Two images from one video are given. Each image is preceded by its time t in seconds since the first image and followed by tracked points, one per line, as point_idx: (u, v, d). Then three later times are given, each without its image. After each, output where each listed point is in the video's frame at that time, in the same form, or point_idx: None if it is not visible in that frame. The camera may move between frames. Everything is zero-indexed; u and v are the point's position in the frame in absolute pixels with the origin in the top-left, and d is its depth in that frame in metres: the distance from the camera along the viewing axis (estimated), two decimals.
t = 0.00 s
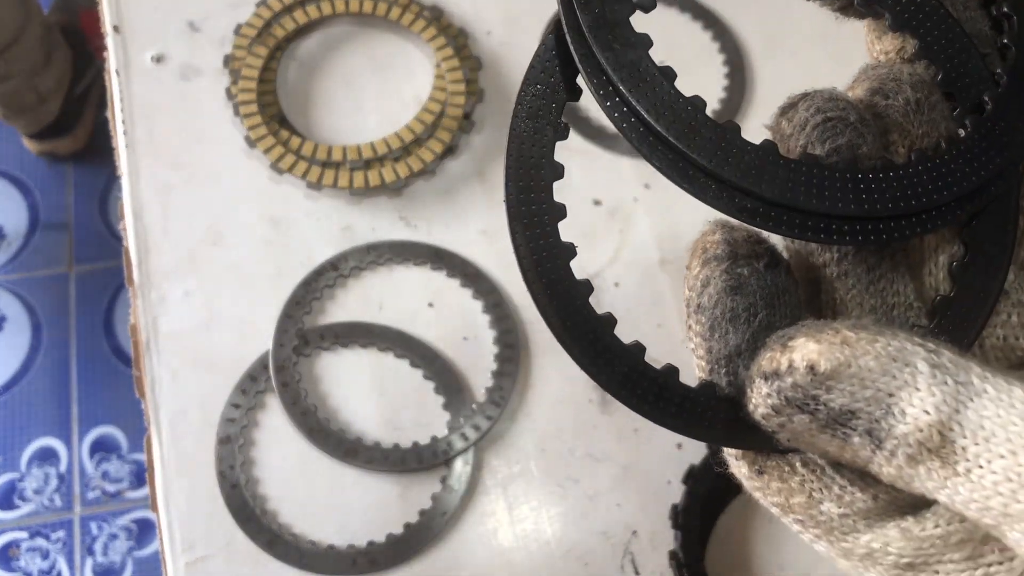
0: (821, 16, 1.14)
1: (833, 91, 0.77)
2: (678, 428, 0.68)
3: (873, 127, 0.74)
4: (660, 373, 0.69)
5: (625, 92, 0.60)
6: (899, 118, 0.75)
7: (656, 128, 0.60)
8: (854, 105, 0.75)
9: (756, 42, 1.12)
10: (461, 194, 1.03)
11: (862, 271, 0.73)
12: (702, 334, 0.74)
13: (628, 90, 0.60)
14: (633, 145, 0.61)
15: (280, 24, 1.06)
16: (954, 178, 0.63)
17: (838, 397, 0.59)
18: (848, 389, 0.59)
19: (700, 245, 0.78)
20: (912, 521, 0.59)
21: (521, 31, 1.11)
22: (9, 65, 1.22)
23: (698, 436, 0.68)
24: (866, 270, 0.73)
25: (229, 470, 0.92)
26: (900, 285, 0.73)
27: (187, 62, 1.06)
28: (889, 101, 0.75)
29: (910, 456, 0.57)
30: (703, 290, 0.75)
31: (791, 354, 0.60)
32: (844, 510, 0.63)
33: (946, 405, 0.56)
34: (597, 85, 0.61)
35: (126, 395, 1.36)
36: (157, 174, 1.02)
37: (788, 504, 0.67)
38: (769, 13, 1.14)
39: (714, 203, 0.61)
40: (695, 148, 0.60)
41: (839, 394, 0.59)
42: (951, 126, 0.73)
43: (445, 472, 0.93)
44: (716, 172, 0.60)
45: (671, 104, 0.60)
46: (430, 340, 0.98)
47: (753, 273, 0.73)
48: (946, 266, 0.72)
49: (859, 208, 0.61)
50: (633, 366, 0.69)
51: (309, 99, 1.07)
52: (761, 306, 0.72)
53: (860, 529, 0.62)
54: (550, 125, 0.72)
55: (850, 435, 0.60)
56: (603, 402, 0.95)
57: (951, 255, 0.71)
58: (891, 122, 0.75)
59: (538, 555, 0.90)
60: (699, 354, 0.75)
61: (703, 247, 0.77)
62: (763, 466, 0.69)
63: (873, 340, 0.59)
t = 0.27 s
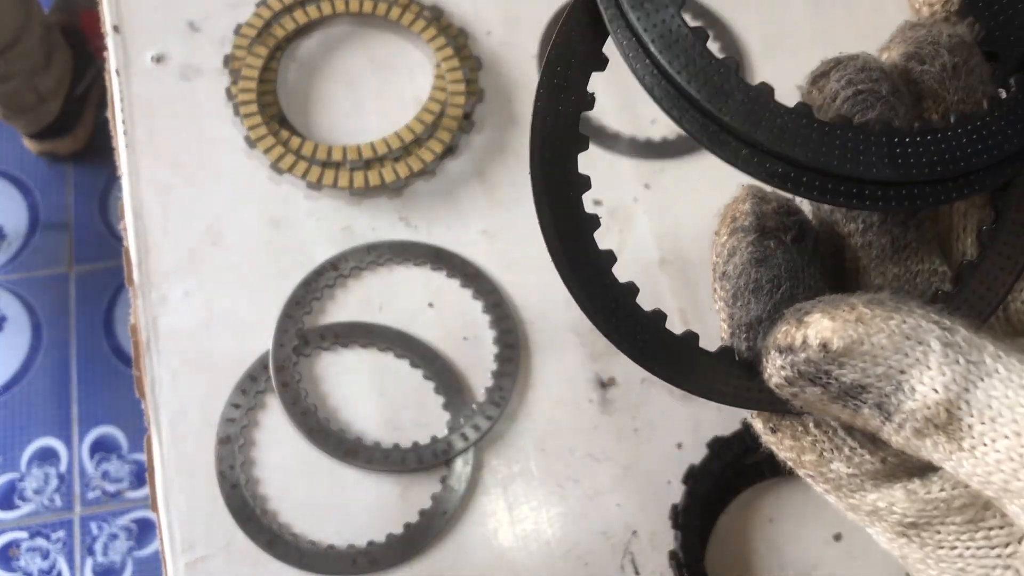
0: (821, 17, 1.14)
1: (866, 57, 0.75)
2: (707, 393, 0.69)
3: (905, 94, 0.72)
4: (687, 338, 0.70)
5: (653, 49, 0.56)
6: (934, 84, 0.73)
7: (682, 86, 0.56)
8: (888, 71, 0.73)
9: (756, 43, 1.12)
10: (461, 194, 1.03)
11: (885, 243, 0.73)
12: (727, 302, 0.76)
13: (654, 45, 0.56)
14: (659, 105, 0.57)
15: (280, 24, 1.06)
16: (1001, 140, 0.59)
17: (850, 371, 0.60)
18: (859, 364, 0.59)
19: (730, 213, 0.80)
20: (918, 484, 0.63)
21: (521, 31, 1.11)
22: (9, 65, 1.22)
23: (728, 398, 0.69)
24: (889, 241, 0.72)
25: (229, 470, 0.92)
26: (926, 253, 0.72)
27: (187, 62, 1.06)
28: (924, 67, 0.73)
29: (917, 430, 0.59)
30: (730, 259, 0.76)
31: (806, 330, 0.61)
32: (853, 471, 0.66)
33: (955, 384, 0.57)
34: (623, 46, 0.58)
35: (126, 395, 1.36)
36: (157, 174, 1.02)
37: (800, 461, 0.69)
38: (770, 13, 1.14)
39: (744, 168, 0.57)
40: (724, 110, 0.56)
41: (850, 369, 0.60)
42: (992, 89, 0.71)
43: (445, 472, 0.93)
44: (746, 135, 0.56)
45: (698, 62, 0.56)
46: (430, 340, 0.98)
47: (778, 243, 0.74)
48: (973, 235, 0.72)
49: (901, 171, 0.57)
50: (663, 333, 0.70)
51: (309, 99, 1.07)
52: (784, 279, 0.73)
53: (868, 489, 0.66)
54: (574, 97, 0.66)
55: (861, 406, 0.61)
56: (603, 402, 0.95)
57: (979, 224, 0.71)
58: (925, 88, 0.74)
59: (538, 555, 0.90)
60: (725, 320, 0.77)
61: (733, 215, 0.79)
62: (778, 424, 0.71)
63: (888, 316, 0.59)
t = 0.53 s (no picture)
0: (822, 17, 1.14)
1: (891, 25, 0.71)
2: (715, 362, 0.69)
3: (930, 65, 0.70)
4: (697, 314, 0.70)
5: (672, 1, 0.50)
6: (956, 56, 0.71)
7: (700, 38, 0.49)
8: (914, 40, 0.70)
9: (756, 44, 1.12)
10: (461, 194, 1.03)
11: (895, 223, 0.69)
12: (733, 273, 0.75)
13: None
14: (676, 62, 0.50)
15: (281, 25, 1.06)
16: None
17: (841, 353, 0.59)
18: (851, 347, 0.58)
19: (735, 188, 0.78)
20: (909, 455, 0.62)
21: (521, 31, 1.11)
22: (9, 66, 1.22)
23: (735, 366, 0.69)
24: (898, 219, 0.69)
25: (229, 470, 0.92)
26: (937, 231, 0.70)
27: (188, 62, 1.07)
28: (947, 37, 0.72)
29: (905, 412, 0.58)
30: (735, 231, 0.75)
31: (799, 312, 0.60)
32: (845, 439, 0.66)
33: (945, 372, 0.56)
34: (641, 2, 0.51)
35: (127, 395, 1.36)
36: (157, 174, 1.02)
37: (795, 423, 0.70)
38: (770, 14, 1.14)
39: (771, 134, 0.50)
40: (749, 68, 0.49)
41: (843, 351, 0.59)
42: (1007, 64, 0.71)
43: (445, 472, 0.93)
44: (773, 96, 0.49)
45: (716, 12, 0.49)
46: (430, 340, 0.98)
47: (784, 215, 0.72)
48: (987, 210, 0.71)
49: (947, 135, 0.50)
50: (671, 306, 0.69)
51: (310, 99, 1.08)
52: (785, 258, 0.71)
53: (858, 454, 0.66)
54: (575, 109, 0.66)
55: (851, 385, 0.60)
56: (603, 403, 0.95)
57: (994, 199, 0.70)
58: (947, 61, 0.71)
59: (538, 555, 0.90)
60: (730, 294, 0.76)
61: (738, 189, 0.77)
62: (776, 389, 0.72)
63: (884, 302, 0.58)
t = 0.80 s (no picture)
0: (821, 17, 1.14)
1: (867, 66, 0.76)
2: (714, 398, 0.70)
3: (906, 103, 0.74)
4: (697, 351, 0.71)
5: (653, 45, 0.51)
6: (934, 90, 0.75)
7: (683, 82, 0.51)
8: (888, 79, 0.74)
9: (756, 44, 1.12)
10: (461, 194, 1.04)
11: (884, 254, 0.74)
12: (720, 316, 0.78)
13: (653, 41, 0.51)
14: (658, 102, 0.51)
15: (281, 24, 1.06)
16: None
17: (833, 378, 0.61)
18: (843, 371, 0.60)
19: (709, 236, 0.83)
20: (918, 491, 0.63)
21: (521, 31, 1.11)
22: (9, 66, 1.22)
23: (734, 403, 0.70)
24: (890, 252, 0.74)
25: (230, 470, 0.92)
26: (932, 264, 0.74)
27: (188, 62, 1.07)
28: (924, 73, 0.75)
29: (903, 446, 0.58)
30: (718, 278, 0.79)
31: (793, 335, 0.63)
32: (851, 477, 0.67)
33: (937, 402, 0.57)
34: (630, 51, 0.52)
35: (127, 395, 1.36)
36: (158, 174, 1.02)
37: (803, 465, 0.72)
38: (769, 14, 1.14)
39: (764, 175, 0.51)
40: (732, 106, 0.50)
41: (835, 375, 0.61)
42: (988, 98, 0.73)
43: (445, 471, 0.93)
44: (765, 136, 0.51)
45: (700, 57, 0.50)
46: (430, 340, 0.98)
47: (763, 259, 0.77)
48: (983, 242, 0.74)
49: (929, 170, 0.52)
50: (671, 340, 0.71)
51: (310, 99, 1.08)
52: (767, 291, 0.75)
53: (865, 494, 0.67)
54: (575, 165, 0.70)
55: (847, 415, 0.61)
56: (603, 403, 0.95)
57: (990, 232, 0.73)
58: (926, 95, 0.75)
59: (538, 554, 0.91)
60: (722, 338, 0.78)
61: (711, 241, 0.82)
62: (783, 431, 0.74)
63: (875, 329, 0.61)
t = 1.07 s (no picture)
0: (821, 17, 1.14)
1: (810, 144, 0.78)
2: (712, 483, 0.69)
3: (850, 168, 0.75)
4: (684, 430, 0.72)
5: (593, 128, 0.61)
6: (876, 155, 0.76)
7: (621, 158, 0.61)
8: (832, 152, 0.76)
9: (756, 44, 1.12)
10: (461, 194, 1.04)
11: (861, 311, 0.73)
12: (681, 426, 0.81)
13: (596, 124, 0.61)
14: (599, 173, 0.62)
15: (281, 24, 1.06)
16: (959, 172, 0.60)
17: (834, 424, 0.60)
18: (843, 416, 0.59)
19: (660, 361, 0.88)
20: (938, 555, 0.60)
21: (521, 32, 1.11)
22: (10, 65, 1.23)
23: (738, 490, 0.69)
24: (868, 308, 0.73)
25: (230, 469, 0.92)
26: (919, 321, 0.73)
27: (189, 62, 1.07)
28: (863, 139, 0.77)
29: (906, 495, 0.57)
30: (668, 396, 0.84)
31: (795, 383, 0.64)
32: (866, 548, 0.66)
33: (933, 442, 0.56)
34: (590, 151, 0.62)
35: (127, 395, 1.36)
36: (158, 174, 1.02)
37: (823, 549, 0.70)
38: (770, 14, 1.14)
39: (706, 239, 0.61)
40: (662, 178, 0.61)
41: (836, 421, 0.60)
42: (933, 149, 0.74)
43: (445, 471, 0.93)
44: (712, 209, 0.60)
45: (656, 152, 0.61)
46: (430, 340, 0.98)
47: (700, 368, 0.82)
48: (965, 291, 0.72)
49: (848, 221, 0.60)
50: (652, 429, 0.73)
51: (310, 99, 1.08)
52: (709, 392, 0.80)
53: (885, 565, 0.64)
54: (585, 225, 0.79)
55: (851, 466, 0.59)
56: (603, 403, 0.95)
57: (967, 277, 0.71)
58: (868, 159, 0.76)
59: (538, 554, 0.91)
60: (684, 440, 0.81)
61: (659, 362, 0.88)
62: (794, 517, 0.72)
63: (875, 374, 0.60)
